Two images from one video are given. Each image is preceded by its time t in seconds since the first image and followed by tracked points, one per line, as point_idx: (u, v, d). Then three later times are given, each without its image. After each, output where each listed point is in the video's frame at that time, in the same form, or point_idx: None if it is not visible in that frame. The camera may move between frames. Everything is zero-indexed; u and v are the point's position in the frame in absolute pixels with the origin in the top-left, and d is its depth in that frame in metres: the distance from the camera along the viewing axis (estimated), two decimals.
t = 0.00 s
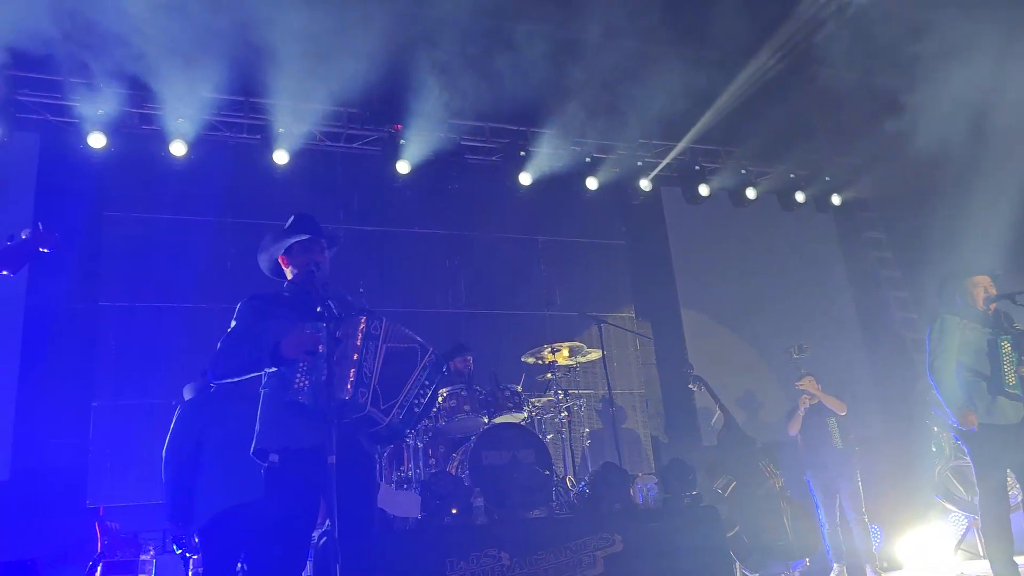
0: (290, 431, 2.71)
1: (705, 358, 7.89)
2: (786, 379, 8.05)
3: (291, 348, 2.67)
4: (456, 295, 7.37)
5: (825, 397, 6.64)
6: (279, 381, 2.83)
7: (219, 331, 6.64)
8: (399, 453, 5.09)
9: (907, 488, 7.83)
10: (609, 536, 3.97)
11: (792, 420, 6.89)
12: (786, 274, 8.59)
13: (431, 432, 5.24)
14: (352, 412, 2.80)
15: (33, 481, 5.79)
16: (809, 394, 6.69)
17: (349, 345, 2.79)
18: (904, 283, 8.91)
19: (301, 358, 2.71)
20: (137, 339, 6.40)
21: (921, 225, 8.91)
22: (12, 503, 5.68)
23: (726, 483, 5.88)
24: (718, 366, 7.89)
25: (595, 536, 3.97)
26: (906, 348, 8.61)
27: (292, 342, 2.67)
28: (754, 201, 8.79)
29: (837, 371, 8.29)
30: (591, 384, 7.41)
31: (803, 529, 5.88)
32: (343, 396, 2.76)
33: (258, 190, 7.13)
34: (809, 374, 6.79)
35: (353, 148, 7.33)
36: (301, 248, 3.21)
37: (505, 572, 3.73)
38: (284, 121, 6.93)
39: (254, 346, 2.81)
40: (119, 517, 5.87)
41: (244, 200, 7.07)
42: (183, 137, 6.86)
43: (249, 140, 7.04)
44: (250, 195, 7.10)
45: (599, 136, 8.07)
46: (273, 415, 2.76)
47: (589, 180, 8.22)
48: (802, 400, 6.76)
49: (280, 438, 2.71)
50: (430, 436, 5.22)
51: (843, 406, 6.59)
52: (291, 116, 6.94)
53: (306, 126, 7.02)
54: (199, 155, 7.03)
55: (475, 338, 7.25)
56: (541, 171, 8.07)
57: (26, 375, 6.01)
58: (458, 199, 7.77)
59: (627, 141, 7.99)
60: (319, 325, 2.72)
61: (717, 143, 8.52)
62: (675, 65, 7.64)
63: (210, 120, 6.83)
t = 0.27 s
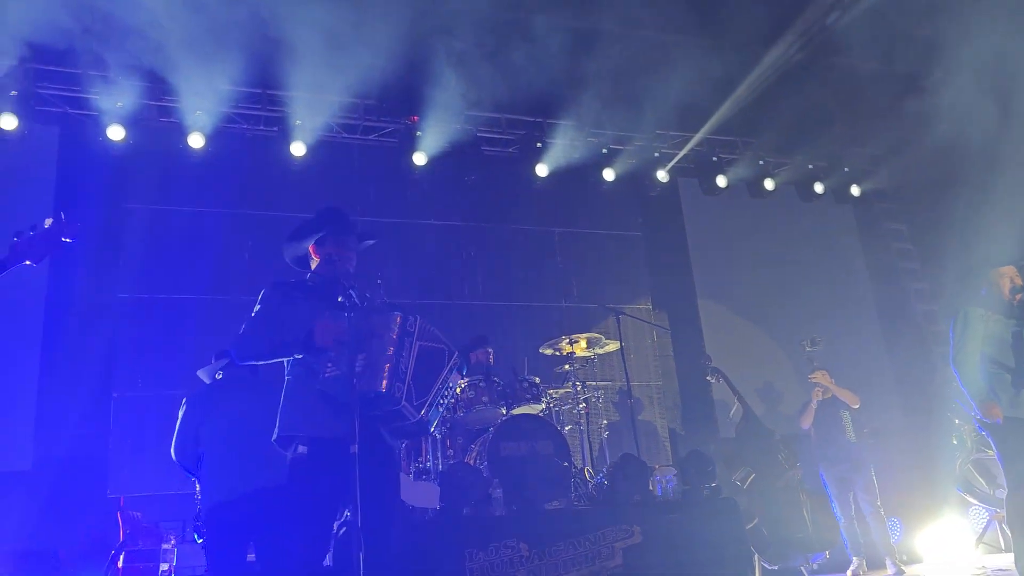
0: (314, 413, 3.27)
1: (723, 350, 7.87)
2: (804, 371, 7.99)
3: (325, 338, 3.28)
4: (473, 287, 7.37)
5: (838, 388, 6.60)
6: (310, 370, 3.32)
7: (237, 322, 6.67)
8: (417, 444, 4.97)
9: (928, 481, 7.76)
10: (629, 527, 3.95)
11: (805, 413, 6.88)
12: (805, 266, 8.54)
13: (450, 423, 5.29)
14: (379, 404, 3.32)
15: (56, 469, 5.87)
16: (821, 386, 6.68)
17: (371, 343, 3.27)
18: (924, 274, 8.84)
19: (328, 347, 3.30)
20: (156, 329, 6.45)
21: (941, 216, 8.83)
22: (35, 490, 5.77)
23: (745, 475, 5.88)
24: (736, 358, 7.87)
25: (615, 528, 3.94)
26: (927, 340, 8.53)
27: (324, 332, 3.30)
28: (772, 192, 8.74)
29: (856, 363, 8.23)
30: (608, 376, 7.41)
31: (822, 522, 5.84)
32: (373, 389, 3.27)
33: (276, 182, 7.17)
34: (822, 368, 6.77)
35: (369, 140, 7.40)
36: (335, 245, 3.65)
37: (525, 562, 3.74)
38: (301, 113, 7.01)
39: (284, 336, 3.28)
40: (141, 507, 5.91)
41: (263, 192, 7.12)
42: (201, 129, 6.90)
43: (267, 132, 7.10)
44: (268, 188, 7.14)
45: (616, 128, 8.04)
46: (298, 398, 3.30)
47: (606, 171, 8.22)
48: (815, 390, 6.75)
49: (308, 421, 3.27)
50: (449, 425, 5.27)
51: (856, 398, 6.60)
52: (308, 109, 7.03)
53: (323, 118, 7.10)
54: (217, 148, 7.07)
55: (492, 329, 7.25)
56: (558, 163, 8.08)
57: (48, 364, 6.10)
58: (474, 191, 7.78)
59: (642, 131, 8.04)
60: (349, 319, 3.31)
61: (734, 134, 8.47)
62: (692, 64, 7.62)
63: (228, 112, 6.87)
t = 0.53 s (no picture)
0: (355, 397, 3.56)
1: (736, 341, 7.86)
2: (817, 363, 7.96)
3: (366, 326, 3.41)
4: (485, 278, 7.38)
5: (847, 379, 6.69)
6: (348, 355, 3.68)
7: (250, 311, 6.69)
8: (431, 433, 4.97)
9: (939, 473, 7.76)
10: (642, 517, 3.96)
11: (814, 405, 6.95)
12: (817, 257, 8.50)
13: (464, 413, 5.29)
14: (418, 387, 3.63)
15: (71, 457, 5.92)
16: (830, 377, 6.76)
17: (405, 332, 3.56)
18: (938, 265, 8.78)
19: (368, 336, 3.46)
20: (168, 319, 6.48)
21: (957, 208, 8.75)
22: (51, 478, 5.83)
23: (759, 466, 5.82)
24: (749, 349, 7.85)
25: (628, 517, 3.95)
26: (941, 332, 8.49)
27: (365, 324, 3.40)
28: (786, 183, 8.66)
29: (870, 354, 8.19)
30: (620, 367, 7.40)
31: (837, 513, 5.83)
32: (413, 374, 3.56)
33: (289, 172, 7.19)
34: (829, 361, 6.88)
35: (383, 131, 7.39)
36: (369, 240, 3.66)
37: (539, 551, 3.75)
38: (315, 104, 7.00)
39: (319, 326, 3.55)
40: (157, 494, 5.95)
41: (276, 182, 7.13)
42: (214, 119, 6.88)
43: (280, 122, 7.06)
44: (281, 178, 7.15)
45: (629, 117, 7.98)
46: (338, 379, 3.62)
47: (619, 162, 8.17)
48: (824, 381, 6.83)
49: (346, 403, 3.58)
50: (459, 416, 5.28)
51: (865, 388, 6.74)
52: (322, 100, 7.02)
53: (337, 108, 7.09)
54: (230, 138, 7.08)
55: (504, 319, 7.25)
56: (571, 152, 8.03)
57: (64, 353, 6.15)
58: (487, 181, 7.77)
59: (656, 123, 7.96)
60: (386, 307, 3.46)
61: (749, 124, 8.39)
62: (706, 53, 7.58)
63: (241, 103, 6.85)
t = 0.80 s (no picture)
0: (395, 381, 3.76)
1: (745, 332, 7.86)
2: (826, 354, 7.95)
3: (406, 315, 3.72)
4: (494, 268, 7.39)
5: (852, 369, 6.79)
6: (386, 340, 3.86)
7: (261, 300, 6.72)
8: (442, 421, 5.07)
9: (947, 466, 7.76)
10: (651, 506, 3.97)
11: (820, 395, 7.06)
12: (826, 248, 8.48)
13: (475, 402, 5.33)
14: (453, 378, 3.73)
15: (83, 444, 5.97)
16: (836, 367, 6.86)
17: (446, 321, 3.71)
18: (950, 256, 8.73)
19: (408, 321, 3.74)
20: (179, 308, 6.51)
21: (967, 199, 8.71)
22: (64, 464, 5.87)
23: (768, 458, 5.96)
24: (758, 340, 7.85)
25: (637, 506, 3.97)
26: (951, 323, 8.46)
27: (404, 307, 3.71)
28: (796, 173, 8.60)
29: (880, 345, 8.17)
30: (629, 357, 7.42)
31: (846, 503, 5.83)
32: (453, 363, 3.66)
33: (299, 163, 7.20)
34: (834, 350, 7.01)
35: (393, 120, 7.36)
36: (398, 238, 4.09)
37: (548, 540, 3.77)
38: (325, 92, 6.94)
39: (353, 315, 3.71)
40: (169, 481, 5.99)
41: (286, 172, 7.14)
42: (225, 109, 6.89)
43: (290, 112, 7.06)
44: (291, 168, 7.17)
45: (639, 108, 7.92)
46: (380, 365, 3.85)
47: (628, 152, 8.14)
48: (829, 371, 6.92)
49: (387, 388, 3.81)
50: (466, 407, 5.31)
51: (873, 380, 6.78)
52: (332, 88, 6.97)
53: (346, 97, 7.05)
54: (240, 128, 7.09)
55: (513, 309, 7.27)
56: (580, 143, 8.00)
57: (76, 341, 6.19)
58: (496, 171, 7.77)
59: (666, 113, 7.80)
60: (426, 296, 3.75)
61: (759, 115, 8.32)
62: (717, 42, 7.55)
63: (251, 93, 6.86)
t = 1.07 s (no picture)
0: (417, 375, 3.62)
1: (748, 323, 7.86)
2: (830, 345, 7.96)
3: (439, 307, 3.65)
4: (498, 259, 7.42)
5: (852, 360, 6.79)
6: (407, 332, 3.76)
7: (264, 290, 6.74)
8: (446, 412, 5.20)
9: (948, 458, 7.77)
10: (652, 496, 3.98)
11: (821, 386, 7.08)
12: (830, 240, 8.46)
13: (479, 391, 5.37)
14: (479, 371, 3.65)
15: (88, 432, 6.01)
16: (835, 359, 6.82)
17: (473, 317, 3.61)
18: (956, 248, 8.71)
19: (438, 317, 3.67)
20: (183, 297, 6.54)
21: (973, 191, 8.66)
22: (70, 453, 5.92)
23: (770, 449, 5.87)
24: (762, 330, 7.86)
25: (640, 496, 3.99)
26: (954, 316, 8.44)
27: (437, 303, 3.68)
28: (802, 164, 8.54)
29: (884, 337, 8.16)
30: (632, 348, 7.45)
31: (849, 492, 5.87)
32: (481, 357, 3.57)
33: (303, 152, 7.22)
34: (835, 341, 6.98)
35: (396, 110, 7.28)
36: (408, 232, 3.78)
37: (551, 529, 3.79)
38: (330, 82, 6.87)
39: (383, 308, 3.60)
40: (173, 470, 6.03)
41: (290, 161, 7.16)
42: (229, 99, 6.82)
43: (294, 102, 7.01)
44: (295, 157, 7.19)
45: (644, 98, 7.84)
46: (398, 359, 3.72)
47: (633, 144, 8.04)
48: (830, 361, 6.91)
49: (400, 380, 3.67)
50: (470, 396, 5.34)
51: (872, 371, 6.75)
52: (335, 78, 6.89)
53: (350, 87, 6.95)
54: (244, 118, 7.08)
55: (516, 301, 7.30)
56: (585, 133, 7.94)
57: (82, 330, 6.24)
58: (500, 162, 7.76)
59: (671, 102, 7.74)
60: (456, 293, 3.70)
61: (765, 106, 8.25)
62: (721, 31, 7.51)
63: (256, 83, 6.79)
